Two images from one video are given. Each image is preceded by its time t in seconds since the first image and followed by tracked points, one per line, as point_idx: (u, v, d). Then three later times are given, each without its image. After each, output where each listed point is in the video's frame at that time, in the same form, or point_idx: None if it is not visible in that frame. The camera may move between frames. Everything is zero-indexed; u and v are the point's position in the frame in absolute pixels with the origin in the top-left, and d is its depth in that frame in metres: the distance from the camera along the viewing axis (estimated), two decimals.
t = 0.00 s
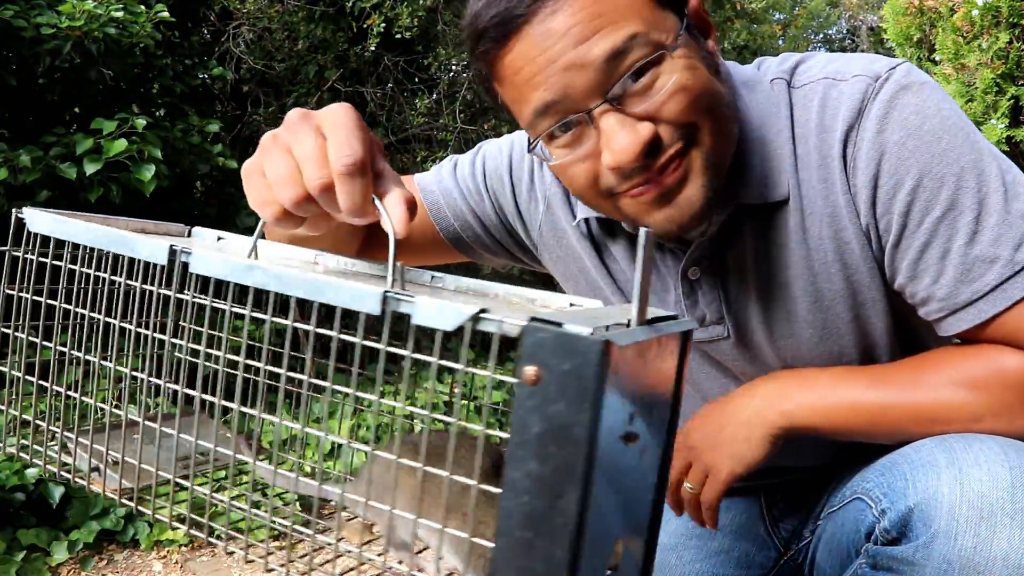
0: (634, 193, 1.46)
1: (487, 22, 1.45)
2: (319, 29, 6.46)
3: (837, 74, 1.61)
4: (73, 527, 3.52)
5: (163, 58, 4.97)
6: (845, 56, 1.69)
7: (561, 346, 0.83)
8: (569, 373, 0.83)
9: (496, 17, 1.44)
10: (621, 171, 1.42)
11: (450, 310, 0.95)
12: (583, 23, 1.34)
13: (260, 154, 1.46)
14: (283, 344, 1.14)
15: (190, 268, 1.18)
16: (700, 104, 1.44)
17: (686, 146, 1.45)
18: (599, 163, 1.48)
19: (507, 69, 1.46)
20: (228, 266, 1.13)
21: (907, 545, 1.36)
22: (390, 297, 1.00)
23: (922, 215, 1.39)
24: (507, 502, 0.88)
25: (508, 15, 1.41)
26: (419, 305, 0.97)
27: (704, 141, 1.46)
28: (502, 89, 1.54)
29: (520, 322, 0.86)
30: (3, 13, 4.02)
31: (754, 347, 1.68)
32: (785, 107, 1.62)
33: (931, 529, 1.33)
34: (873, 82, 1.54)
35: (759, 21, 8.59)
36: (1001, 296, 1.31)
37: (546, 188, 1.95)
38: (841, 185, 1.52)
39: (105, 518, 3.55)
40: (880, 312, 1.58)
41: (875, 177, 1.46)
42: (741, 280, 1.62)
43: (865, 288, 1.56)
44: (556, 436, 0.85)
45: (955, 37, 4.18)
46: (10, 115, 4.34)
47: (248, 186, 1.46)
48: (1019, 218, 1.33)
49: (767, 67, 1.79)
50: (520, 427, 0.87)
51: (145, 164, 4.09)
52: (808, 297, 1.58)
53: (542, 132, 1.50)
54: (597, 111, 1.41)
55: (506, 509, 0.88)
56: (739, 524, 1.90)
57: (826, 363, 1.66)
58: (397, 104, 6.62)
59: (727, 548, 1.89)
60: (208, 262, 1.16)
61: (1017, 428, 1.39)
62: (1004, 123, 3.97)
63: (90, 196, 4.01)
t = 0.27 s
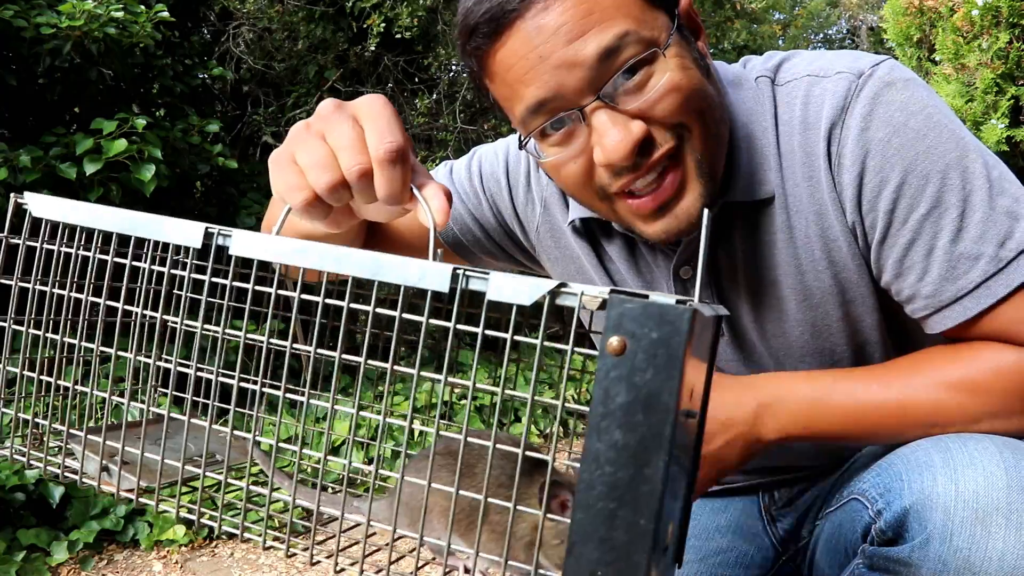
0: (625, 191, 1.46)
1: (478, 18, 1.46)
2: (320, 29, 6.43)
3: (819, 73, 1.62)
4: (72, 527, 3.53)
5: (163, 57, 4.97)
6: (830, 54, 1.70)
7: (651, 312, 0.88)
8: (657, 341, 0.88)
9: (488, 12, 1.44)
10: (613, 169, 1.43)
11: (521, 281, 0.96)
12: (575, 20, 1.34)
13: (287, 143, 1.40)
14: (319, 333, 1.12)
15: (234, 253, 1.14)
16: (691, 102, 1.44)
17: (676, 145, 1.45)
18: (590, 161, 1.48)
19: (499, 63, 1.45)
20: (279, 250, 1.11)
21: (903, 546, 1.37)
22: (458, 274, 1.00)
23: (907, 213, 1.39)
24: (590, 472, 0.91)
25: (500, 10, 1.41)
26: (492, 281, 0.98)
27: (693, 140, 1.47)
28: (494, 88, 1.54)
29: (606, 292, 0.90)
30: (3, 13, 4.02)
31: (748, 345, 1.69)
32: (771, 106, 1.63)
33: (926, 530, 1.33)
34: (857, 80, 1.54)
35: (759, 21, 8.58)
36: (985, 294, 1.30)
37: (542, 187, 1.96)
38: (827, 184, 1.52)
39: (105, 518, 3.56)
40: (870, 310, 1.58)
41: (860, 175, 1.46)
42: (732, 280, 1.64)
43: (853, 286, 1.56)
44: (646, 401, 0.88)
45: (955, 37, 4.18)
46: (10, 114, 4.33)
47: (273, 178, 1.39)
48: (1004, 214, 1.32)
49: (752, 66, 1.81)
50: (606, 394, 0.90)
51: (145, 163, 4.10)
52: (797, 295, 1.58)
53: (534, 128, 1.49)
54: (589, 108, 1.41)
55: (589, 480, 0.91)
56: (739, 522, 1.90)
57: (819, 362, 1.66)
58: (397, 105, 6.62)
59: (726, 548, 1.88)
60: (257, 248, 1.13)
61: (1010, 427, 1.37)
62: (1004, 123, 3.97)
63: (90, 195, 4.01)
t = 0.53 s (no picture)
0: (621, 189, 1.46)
1: (476, 15, 1.46)
2: (319, 29, 6.45)
3: (816, 73, 1.62)
4: (72, 528, 3.52)
5: (163, 57, 4.97)
6: (827, 54, 1.70)
7: (609, 300, 0.85)
8: (616, 329, 0.85)
9: (485, 9, 1.44)
10: (607, 168, 1.43)
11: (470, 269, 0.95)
12: (573, 18, 1.33)
13: (258, 139, 1.40)
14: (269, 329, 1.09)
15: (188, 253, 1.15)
16: (688, 102, 1.45)
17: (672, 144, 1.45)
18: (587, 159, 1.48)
19: (496, 60, 1.45)
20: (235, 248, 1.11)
21: (904, 544, 1.37)
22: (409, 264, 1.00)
23: (905, 213, 1.39)
24: (549, 477, 0.88)
25: (497, 8, 1.41)
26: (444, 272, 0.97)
27: (689, 141, 1.47)
28: (490, 83, 1.54)
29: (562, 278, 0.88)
30: (3, 13, 4.01)
31: (746, 346, 1.70)
32: (767, 108, 1.63)
33: (926, 527, 1.33)
34: (853, 80, 1.54)
35: (759, 21, 8.57)
36: (985, 292, 1.29)
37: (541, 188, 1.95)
38: (824, 185, 1.52)
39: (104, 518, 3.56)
40: (868, 311, 1.58)
41: (857, 175, 1.46)
42: (730, 280, 1.64)
43: (851, 287, 1.56)
44: (605, 398, 0.85)
45: (955, 37, 4.18)
46: (10, 115, 4.33)
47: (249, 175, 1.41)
48: (1002, 212, 1.32)
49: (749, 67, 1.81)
50: (564, 391, 0.87)
51: (145, 163, 4.11)
52: (795, 295, 1.58)
53: (530, 126, 1.49)
54: (585, 106, 1.41)
55: (549, 485, 0.88)
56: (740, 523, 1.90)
57: (817, 364, 1.67)
58: (397, 105, 6.63)
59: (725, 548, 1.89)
60: (212, 246, 1.12)
61: (1009, 425, 1.37)
62: (1004, 123, 3.96)
63: (90, 195, 4.01)
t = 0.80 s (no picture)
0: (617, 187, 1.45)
1: (476, 16, 1.47)
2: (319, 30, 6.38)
3: (814, 75, 1.62)
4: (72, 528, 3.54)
5: (163, 57, 4.97)
6: (824, 56, 1.70)
7: (619, 243, 0.77)
8: (632, 272, 0.77)
9: (484, 10, 1.45)
10: (605, 166, 1.42)
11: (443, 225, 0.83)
12: (571, 18, 1.34)
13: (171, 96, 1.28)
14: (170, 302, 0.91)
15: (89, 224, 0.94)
16: (684, 102, 1.44)
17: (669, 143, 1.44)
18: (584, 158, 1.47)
19: (495, 60, 1.46)
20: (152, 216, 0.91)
21: (902, 542, 1.37)
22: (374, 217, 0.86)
23: (901, 212, 1.39)
24: (563, 447, 0.79)
25: (497, 8, 1.42)
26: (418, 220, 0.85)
27: (685, 140, 1.47)
28: (490, 83, 1.55)
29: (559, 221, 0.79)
30: (2, 13, 4.01)
31: (745, 346, 1.69)
32: (765, 110, 1.63)
33: (924, 525, 1.33)
34: (848, 82, 1.54)
35: (760, 21, 8.57)
36: (981, 291, 1.29)
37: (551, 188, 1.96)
38: (822, 185, 1.52)
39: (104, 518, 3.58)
40: (867, 310, 1.58)
41: (853, 176, 1.46)
42: (728, 280, 1.64)
43: (849, 286, 1.56)
44: (624, 352, 0.77)
45: (955, 37, 4.18)
46: (10, 114, 4.33)
47: (156, 130, 1.27)
48: (997, 212, 1.32)
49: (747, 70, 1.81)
50: (574, 348, 0.78)
51: (145, 163, 4.09)
52: (792, 295, 1.58)
53: (529, 125, 1.50)
54: (582, 105, 1.41)
55: (564, 458, 0.79)
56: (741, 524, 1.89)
57: (816, 363, 1.66)
58: (397, 105, 6.64)
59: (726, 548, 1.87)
60: (121, 215, 0.92)
61: (1007, 423, 1.37)
62: (1004, 123, 3.96)
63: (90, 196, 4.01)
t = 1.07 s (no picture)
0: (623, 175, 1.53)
1: (482, 5, 1.56)
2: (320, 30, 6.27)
3: (817, 74, 1.63)
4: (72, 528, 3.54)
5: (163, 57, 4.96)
6: (827, 55, 1.71)
7: (706, 153, 0.77)
8: (720, 184, 0.77)
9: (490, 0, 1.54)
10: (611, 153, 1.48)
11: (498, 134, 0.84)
12: (577, 12, 1.42)
13: (172, 42, 1.30)
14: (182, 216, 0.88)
15: (80, 126, 0.95)
16: (689, 94, 1.51)
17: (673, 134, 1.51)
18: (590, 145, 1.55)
19: (501, 49, 1.54)
20: (141, 118, 0.93)
21: (907, 541, 1.37)
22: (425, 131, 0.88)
23: (903, 211, 1.39)
24: (642, 375, 0.76)
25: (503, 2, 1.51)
26: (477, 135, 0.85)
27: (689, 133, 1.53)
28: (498, 74, 1.62)
29: (639, 130, 0.77)
30: (3, 12, 4.00)
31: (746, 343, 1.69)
32: (767, 107, 1.63)
33: (930, 524, 1.33)
34: (852, 80, 1.54)
35: (760, 20, 8.59)
36: (982, 289, 1.29)
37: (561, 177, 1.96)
38: (824, 183, 1.52)
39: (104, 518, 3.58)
40: (870, 310, 1.57)
41: (856, 174, 1.46)
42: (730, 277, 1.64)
43: (851, 284, 1.56)
44: (711, 267, 0.76)
45: (955, 37, 4.19)
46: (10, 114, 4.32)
47: (156, 71, 1.26)
48: (999, 211, 1.32)
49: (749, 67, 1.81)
50: (655, 263, 0.76)
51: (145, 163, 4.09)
52: (795, 292, 1.59)
53: (535, 113, 1.58)
54: (589, 97, 1.48)
55: (642, 388, 0.76)
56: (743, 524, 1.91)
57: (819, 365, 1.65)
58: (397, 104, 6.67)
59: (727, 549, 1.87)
60: (116, 119, 0.94)
61: (1008, 422, 1.36)
62: (1004, 123, 3.96)
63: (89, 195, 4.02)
